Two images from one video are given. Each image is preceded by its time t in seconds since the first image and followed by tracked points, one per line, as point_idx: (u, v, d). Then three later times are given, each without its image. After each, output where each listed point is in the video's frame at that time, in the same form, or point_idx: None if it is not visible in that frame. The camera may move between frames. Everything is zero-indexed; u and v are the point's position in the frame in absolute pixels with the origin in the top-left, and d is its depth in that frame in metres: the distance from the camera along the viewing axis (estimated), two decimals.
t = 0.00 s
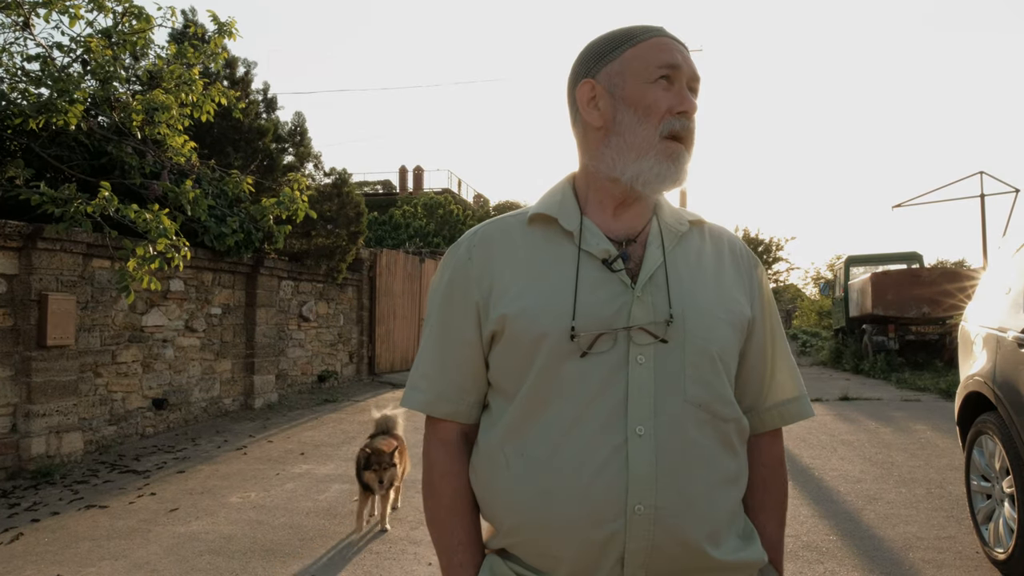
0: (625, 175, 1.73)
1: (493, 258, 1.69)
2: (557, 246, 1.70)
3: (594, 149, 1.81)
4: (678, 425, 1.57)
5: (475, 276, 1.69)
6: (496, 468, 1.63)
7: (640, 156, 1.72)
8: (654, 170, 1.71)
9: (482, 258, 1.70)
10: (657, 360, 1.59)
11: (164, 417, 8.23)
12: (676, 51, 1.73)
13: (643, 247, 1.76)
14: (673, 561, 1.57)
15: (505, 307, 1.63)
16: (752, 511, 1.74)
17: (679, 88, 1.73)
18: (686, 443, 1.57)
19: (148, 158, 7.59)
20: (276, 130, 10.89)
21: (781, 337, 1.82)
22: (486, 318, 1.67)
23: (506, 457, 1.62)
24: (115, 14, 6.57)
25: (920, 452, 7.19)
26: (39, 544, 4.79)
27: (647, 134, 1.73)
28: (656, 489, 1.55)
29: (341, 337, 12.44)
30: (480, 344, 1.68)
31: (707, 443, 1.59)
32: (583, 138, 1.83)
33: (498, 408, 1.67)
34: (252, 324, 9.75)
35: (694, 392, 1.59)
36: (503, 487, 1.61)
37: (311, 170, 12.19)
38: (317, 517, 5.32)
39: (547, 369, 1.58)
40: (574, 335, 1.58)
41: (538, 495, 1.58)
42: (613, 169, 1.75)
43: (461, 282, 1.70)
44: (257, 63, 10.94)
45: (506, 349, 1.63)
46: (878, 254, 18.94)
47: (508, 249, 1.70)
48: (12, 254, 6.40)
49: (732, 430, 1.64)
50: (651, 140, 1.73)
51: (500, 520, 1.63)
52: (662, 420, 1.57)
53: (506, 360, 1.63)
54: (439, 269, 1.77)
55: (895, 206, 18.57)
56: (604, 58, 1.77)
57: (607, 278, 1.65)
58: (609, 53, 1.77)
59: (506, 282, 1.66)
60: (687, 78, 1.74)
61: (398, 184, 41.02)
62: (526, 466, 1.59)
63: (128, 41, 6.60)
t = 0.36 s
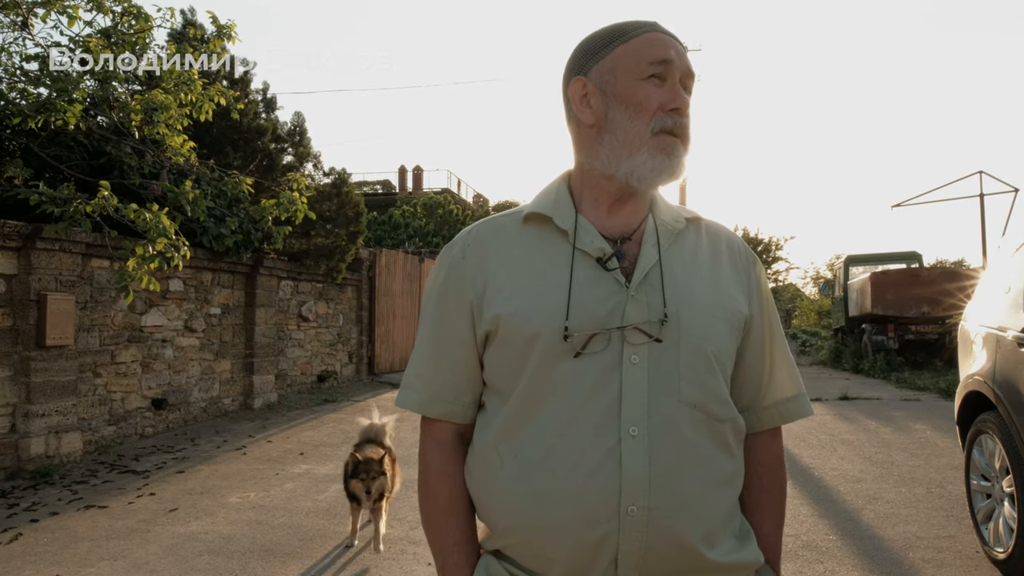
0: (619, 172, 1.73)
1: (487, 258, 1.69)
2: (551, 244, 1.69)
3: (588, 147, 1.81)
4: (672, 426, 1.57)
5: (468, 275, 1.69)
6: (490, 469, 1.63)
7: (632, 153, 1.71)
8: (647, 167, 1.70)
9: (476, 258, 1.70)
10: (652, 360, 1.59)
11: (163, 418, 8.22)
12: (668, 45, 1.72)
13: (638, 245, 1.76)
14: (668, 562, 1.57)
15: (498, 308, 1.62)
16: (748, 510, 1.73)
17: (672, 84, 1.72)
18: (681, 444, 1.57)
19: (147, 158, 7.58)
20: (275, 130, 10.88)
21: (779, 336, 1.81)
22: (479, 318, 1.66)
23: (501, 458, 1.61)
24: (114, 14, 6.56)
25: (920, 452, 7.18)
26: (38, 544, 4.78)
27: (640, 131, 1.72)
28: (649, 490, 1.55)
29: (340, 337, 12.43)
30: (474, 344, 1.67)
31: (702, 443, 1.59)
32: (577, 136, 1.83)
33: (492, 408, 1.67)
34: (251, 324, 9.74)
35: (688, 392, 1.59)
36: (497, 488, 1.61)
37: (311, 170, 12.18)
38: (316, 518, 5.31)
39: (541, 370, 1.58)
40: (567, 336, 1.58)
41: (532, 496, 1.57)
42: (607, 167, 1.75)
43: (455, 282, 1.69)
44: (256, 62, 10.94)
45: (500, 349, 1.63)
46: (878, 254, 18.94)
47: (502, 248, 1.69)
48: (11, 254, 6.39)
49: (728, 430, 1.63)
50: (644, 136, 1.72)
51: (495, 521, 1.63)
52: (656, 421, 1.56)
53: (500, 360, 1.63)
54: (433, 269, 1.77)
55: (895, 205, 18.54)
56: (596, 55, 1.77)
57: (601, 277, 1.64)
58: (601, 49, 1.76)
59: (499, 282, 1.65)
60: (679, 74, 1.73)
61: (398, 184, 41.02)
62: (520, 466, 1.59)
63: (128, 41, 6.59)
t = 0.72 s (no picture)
0: (611, 172, 1.73)
1: (487, 259, 1.69)
2: (549, 245, 1.69)
3: (581, 147, 1.82)
4: (672, 426, 1.56)
5: (467, 276, 1.68)
6: (490, 469, 1.62)
7: (621, 153, 1.72)
8: (636, 167, 1.70)
9: (475, 259, 1.69)
10: (652, 360, 1.59)
11: (163, 418, 8.22)
12: (657, 44, 1.72)
13: (636, 245, 1.76)
14: (668, 562, 1.56)
15: (498, 309, 1.62)
16: (749, 510, 1.73)
17: (661, 83, 1.72)
18: (681, 444, 1.57)
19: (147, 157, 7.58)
20: (275, 130, 10.88)
21: (779, 335, 1.81)
22: (479, 319, 1.66)
23: (501, 459, 1.61)
24: (114, 15, 6.56)
25: (920, 452, 7.18)
26: (37, 544, 4.78)
27: (629, 131, 1.72)
28: (650, 491, 1.55)
29: (340, 337, 12.43)
30: (473, 345, 1.67)
31: (702, 443, 1.59)
32: (570, 137, 1.84)
33: (492, 409, 1.67)
34: (251, 324, 9.74)
35: (689, 392, 1.58)
36: (497, 488, 1.61)
37: (310, 170, 12.18)
38: (315, 518, 5.31)
39: (541, 370, 1.58)
40: (567, 336, 1.58)
41: (533, 497, 1.57)
42: (600, 167, 1.75)
43: (454, 282, 1.69)
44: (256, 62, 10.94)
45: (499, 351, 1.63)
46: (877, 254, 18.95)
47: (502, 249, 1.69)
48: (11, 254, 6.39)
49: (728, 430, 1.63)
50: (633, 136, 1.72)
51: (495, 521, 1.62)
52: (657, 420, 1.56)
53: (500, 361, 1.63)
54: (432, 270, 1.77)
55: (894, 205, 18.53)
56: (587, 56, 1.78)
57: (600, 278, 1.64)
58: (591, 50, 1.77)
59: (499, 283, 1.65)
60: (669, 72, 1.72)
61: (398, 185, 41.00)
62: (520, 467, 1.59)
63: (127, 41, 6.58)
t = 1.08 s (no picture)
0: (607, 173, 1.73)
1: (487, 259, 1.69)
2: (548, 245, 1.69)
3: (578, 147, 1.82)
4: (673, 427, 1.56)
5: (467, 277, 1.68)
6: (490, 470, 1.62)
7: (617, 154, 1.72)
8: (632, 169, 1.70)
9: (474, 260, 1.69)
10: (651, 360, 1.59)
11: (162, 418, 8.21)
12: (655, 45, 1.72)
13: (635, 246, 1.75)
14: (669, 562, 1.56)
15: (498, 309, 1.62)
16: (748, 510, 1.73)
17: (658, 84, 1.71)
18: (681, 444, 1.56)
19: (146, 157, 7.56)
20: (274, 130, 10.88)
21: (778, 335, 1.81)
22: (478, 320, 1.66)
23: (501, 460, 1.61)
24: (112, 15, 6.55)
25: (919, 452, 7.18)
26: (36, 545, 4.78)
27: (625, 133, 1.72)
28: (650, 491, 1.54)
29: (339, 337, 12.43)
30: (472, 346, 1.67)
31: (702, 443, 1.58)
32: (569, 137, 1.84)
33: (491, 410, 1.67)
34: (250, 325, 9.74)
35: (688, 392, 1.58)
36: (497, 489, 1.61)
37: (310, 170, 12.18)
38: (314, 519, 5.30)
39: (541, 371, 1.58)
40: (566, 337, 1.58)
41: (533, 498, 1.57)
42: (596, 168, 1.75)
43: (454, 283, 1.69)
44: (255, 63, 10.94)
45: (499, 352, 1.63)
46: (876, 253, 18.96)
47: (501, 250, 1.69)
48: (9, 255, 6.38)
49: (727, 430, 1.63)
50: (630, 137, 1.72)
51: (495, 522, 1.62)
52: (658, 420, 1.56)
53: (500, 361, 1.63)
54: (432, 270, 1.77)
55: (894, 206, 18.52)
56: (585, 56, 1.78)
57: (600, 278, 1.64)
58: (589, 50, 1.77)
59: (498, 284, 1.65)
60: (666, 73, 1.72)
61: (397, 185, 40.97)
62: (521, 468, 1.58)
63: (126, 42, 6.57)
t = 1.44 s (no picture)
0: (607, 173, 1.74)
1: (487, 259, 1.69)
2: (549, 246, 1.69)
3: (578, 147, 1.82)
4: (673, 427, 1.56)
5: (467, 277, 1.68)
6: (491, 470, 1.62)
7: (617, 154, 1.72)
8: (631, 168, 1.71)
9: (475, 259, 1.69)
10: (652, 361, 1.59)
11: (162, 418, 8.21)
12: (654, 44, 1.71)
13: (637, 246, 1.75)
14: (668, 563, 1.56)
15: (498, 310, 1.62)
16: (748, 511, 1.73)
17: (658, 84, 1.71)
18: (682, 444, 1.56)
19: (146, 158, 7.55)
20: (274, 130, 10.88)
21: (779, 336, 1.81)
22: (479, 320, 1.66)
23: (502, 459, 1.61)
24: (112, 16, 6.56)
25: (919, 452, 7.18)
26: (36, 545, 4.78)
27: (625, 132, 1.73)
28: (650, 492, 1.54)
29: (339, 337, 12.43)
30: (473, 346, 1.67)
31: (702, 443, 1.58)
32: (570, 137, 1.84)
33: (491, 410, 1.67)
34: (250, 325, 9.75)
35: (689, 392, 1.58)
36: (498, 489, 1.61)
37: (310, 170, 12.19)
38: (314, 519, 5.30)
39: (541, 371, 1.58)
40: (567, 337, 1.58)
41: (533, 498, 1.57)
42: (597, 168, 1.76)
43: (454, 284, 1.69)
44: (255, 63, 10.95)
45: (500, 352, 1.63)
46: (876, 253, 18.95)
47: (502, 250, 1.69)
48: (10, 255, 6.38)
49: (728, 431, 1.63)
50: (629, 136, 1.72)
51: (495, 522, 1.62)
52: (658, 421, 1.56)
53: (500, 361, 1.63)
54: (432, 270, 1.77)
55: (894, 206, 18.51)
56: (585, 56, 1.78)
57: (600, 278, 1.64)
58: (589, 50, 1.77)
59: (498, 285, 1.65)
60: (666, 72, 1.72)
61: (397, 185, 40.95)
62: (521, 468, 1.58)
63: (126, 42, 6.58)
